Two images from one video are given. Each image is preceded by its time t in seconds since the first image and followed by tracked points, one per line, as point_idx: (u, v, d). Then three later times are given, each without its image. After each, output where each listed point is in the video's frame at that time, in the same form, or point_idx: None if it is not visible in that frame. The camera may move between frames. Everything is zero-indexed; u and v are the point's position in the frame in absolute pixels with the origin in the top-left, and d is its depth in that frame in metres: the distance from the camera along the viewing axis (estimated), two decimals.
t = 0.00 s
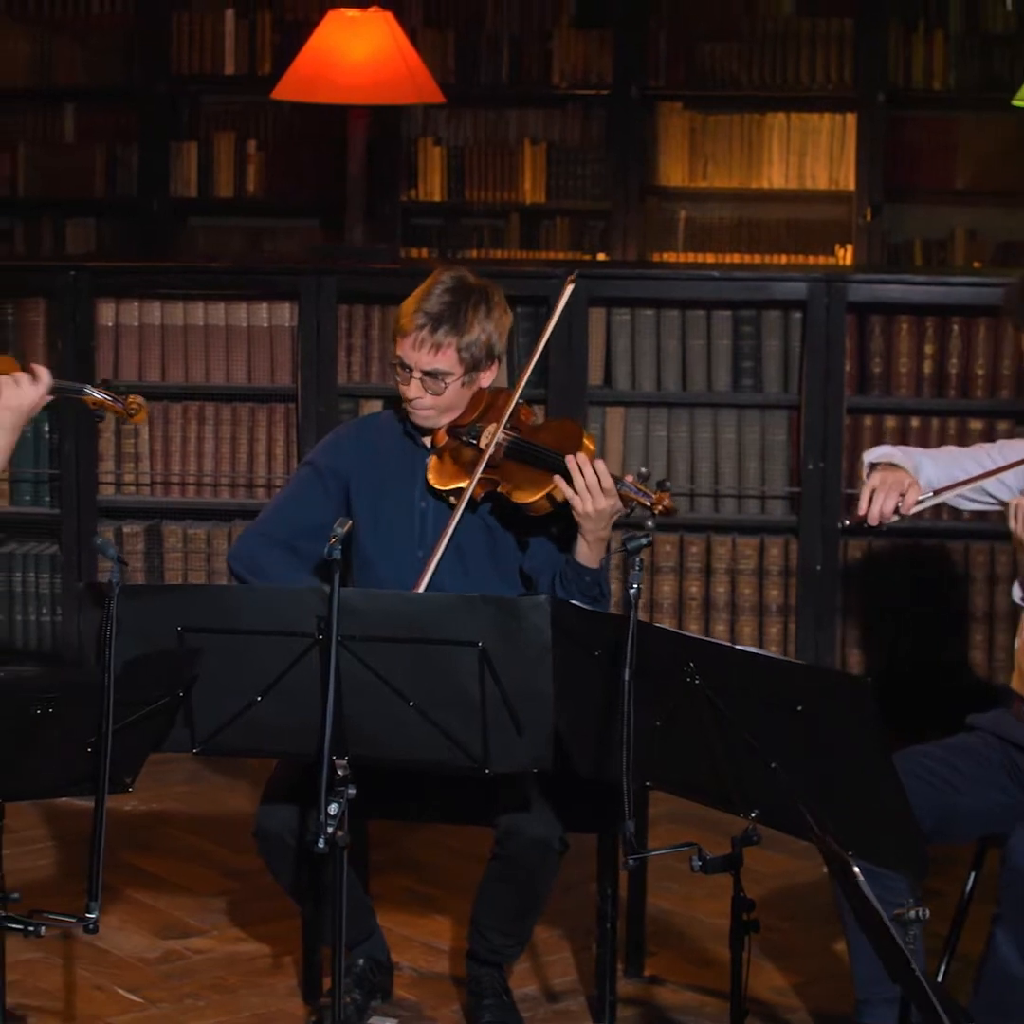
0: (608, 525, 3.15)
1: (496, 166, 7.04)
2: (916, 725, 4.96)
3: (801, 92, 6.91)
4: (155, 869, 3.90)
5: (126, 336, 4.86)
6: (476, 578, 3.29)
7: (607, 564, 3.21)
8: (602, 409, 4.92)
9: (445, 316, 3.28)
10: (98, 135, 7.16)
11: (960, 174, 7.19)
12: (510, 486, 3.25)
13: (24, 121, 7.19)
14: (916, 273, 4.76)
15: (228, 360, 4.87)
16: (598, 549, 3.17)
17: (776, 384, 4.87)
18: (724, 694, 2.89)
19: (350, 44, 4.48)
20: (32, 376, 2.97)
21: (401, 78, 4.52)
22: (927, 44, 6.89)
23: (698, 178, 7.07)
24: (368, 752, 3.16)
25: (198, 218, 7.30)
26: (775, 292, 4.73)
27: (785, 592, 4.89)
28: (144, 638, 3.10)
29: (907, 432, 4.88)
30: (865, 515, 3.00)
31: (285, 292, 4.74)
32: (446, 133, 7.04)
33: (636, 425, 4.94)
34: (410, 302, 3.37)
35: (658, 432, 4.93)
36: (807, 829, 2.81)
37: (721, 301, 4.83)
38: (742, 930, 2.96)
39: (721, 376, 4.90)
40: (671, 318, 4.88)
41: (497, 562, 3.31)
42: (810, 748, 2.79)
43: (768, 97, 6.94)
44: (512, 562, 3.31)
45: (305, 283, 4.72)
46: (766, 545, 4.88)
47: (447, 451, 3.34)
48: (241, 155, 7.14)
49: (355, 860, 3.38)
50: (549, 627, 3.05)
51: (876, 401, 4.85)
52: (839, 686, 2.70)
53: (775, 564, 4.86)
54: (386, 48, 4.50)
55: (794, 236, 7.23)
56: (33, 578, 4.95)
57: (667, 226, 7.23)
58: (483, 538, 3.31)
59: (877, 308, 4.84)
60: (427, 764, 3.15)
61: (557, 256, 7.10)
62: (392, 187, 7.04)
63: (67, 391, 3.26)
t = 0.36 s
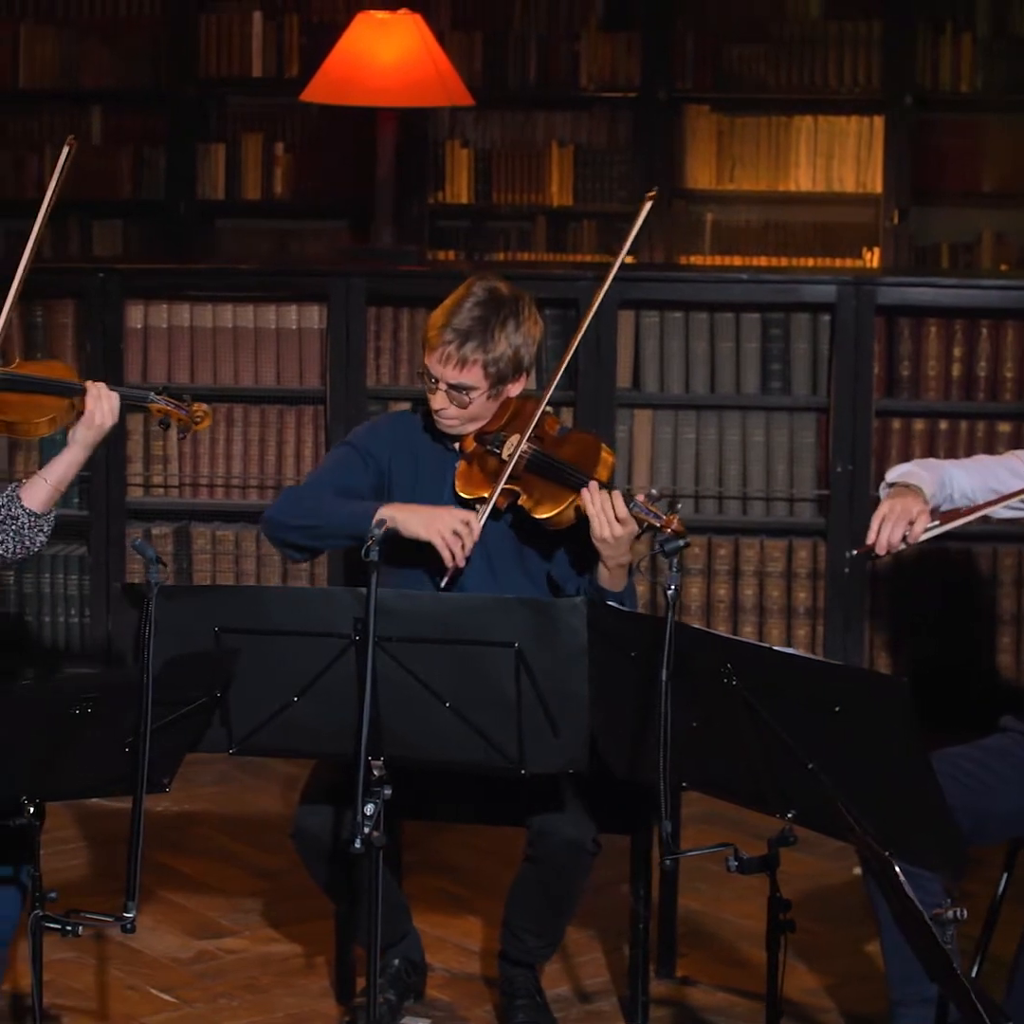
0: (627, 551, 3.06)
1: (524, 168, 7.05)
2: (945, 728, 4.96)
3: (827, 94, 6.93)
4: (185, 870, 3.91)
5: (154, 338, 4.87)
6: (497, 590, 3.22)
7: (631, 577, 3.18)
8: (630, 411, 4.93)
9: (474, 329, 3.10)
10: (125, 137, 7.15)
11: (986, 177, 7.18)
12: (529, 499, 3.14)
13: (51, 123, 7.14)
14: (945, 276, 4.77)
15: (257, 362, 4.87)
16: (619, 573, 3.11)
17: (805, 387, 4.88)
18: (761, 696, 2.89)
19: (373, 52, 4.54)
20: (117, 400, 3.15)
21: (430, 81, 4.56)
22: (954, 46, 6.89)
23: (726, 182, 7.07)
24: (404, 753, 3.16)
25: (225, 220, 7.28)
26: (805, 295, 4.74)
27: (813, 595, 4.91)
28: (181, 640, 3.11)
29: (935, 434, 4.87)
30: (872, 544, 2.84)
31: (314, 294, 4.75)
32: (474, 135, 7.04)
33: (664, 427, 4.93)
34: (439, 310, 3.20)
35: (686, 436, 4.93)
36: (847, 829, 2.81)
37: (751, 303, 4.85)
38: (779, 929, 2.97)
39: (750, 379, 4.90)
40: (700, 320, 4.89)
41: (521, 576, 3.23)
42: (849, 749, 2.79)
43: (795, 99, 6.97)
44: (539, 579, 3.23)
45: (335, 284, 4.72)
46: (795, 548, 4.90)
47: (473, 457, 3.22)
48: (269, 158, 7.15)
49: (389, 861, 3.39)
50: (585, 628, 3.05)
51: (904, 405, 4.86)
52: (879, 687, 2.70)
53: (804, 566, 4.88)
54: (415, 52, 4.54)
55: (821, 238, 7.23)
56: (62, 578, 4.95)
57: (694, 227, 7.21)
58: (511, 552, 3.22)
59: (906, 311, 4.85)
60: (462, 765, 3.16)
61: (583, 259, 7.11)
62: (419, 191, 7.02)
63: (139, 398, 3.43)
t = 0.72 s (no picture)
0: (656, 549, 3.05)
1: (558, 168, 7.02)
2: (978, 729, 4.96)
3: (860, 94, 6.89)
4: (220, 870, 3.92)
5: (189, 338, 4.88)
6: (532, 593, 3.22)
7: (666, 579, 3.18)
8: (664, 411, 4.93)
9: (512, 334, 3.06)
10: (158, 137, 7.07)
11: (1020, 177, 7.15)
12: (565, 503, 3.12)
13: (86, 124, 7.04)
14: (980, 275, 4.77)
15: (292, 362, 4.88)
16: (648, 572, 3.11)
17: (840, 387, 4.89)
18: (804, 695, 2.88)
19: (409, 56, 4.54)
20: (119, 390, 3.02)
21: (465, 81, 4.57)
22: (988, 46, 6.83)
23: (759, 182, 7.07)
24: (444, 752, 3.17)
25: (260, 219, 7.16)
26: (840, 295, 4.74)
27: (847, 594, 4.92)
28: (223, 639, 3.12)
29: (969, 434, 4.88)
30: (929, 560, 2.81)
31: (350, 295, 4.76)
32: (507, 136, 7.03)
33: (698, 427, 4.93)
34: (475, 313, 3.16)
35: (721, 436, 4.94)
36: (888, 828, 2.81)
37: (786, 303, 4.85)
38: (821, 928, 2.97)
39: (784, 380, 4.91)
40: (734, 320, 4.89)
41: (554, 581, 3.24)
42: (892, 751, 2.78)
43: (829, 100, 6.92)
44: (577, 585, 3.21)
45: (371, 284, 4.74)
46: (829, 548, 4.90)
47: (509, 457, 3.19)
48: (304, 157, 7.02)
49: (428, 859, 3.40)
50: (627, 628, 3.06)
51: (939, 405, 4.85)
52: (923, 688, 2.70)
53: (838, 567, 4.89)
54: (450, 51, 4.55)
55: (854, 238, 7.25)
56: (97, 577, 4.97)
57: (727, 227, 7.25)
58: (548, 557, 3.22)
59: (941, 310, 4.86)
60: (504, 764, 3.16)
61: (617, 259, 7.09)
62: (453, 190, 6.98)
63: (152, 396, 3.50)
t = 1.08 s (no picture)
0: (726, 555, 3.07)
1: (595, 167, 6.88)
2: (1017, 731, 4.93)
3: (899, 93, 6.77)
4: (260, 870, 3.92)
5: (230, 337, 4.89)
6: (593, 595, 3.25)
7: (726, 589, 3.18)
8: (704, 411, 4.94)
9: (573, 340, 3.09)
10: (198, 138, 6.94)
11: None
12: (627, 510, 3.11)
13: (125, 123, 6.95)
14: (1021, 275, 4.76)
15: (332, 362, 4.90)
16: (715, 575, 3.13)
17: (879, 386, 4.89)
18: (853, 694, 2.89)
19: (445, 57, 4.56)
20: (92, 380, 2.85)
21: (505, 83, 4.58)
22: None
23: (797, 182, 6.94)
24: (491, 751, 3.19)
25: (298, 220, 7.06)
26: (880, 295, 4.75)
27: (885, 593, 4.94)
28: (272, 638, 3.13)
29: (1009, 435, 4.87)
30: None
31: (391, 294, 4.78)
32: (545, 135, 6.91)
33: (738, 427, 4.94)
34: (534, 316, 3.18)
35: (760, 435, 4.94)
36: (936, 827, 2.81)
37: (826, 303, 4.86)
38: (868, 925, 2.97)
39: (824, 380, 4.91)
40: (773, 320, 4.90)
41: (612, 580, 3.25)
42: (940, 750, 2.78)
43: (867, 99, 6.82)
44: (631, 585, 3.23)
45: (411, 284, 4.75)
46: (868, 547, 4.92)
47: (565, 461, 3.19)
48: (341, 157, 6.91)
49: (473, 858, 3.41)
50: (676, 627, 3.07)
51: (978, 405, 4.85)
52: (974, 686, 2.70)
53: (877, 566, 4.91)
54: (491, 52, 4.57)
55: (891, 238, 7.13)
56: (137, 577, 4.99)
57: (765, 226, 7.14)
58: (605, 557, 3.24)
59: (981, 310, 4.86)
60: (552, 763, 3.17)
61: (654, 260, 6.97)
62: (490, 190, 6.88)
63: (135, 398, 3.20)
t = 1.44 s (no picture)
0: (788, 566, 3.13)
1: (635, 167, 6.88)
2: None
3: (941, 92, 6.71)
4: (304, 867, 3.94)
5: (272, 336, 4.91)
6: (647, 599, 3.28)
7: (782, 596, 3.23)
8: (745, 410, 4.94)
9: (635, 343, 3.14)
10: (239, 138, 6.96)
11: None
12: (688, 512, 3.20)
13: (165, 123, 6.97)
14: None
15: (373, 360, 4.92)
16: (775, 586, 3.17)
17: (920, 385, 4.89)
18: (902, 691, 2.89)
19: (488, 54, 4.59)
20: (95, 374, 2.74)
21: (546, 83, 4.61)
22: None
23: (838, 180, 6.94)
24: (539, 747, 3.20)
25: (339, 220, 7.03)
26: (921, 292, 4.74)
27: (926, 592, 4.94)
28: (320, 635, 3.14)
29: None
30: None
31: (434, 294, 4.79)
32: (585, 134, 6.90)
33: (780, 427, 4.94)
34: (595, 314, 3.23)
35: (801, 434, 4.94)
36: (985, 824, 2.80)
37: (867, 302, 4.86)
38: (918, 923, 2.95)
39: (865, 379, 4.91)
40: (815, 318, 4.91)
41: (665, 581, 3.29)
42: (991, 745, 2.78)
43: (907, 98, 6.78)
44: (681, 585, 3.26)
45: (452, 283, 4.76)
46: (910, 546, 4.92)
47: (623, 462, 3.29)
48: (383, 157, 6.87)
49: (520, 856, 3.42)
50: (724, 624, 3.08)
51: (1020, 403, 4.85)
52: None
53: (919, 564, 4.91)
54: (533, 52, 4.59)
55: (933, 237, 7.09)
56: (178, 576, 5.02)
57: (805, 224, 7.13)
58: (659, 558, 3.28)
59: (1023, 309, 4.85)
60: (600, 760, 3.18)
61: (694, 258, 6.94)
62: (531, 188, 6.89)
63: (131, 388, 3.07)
